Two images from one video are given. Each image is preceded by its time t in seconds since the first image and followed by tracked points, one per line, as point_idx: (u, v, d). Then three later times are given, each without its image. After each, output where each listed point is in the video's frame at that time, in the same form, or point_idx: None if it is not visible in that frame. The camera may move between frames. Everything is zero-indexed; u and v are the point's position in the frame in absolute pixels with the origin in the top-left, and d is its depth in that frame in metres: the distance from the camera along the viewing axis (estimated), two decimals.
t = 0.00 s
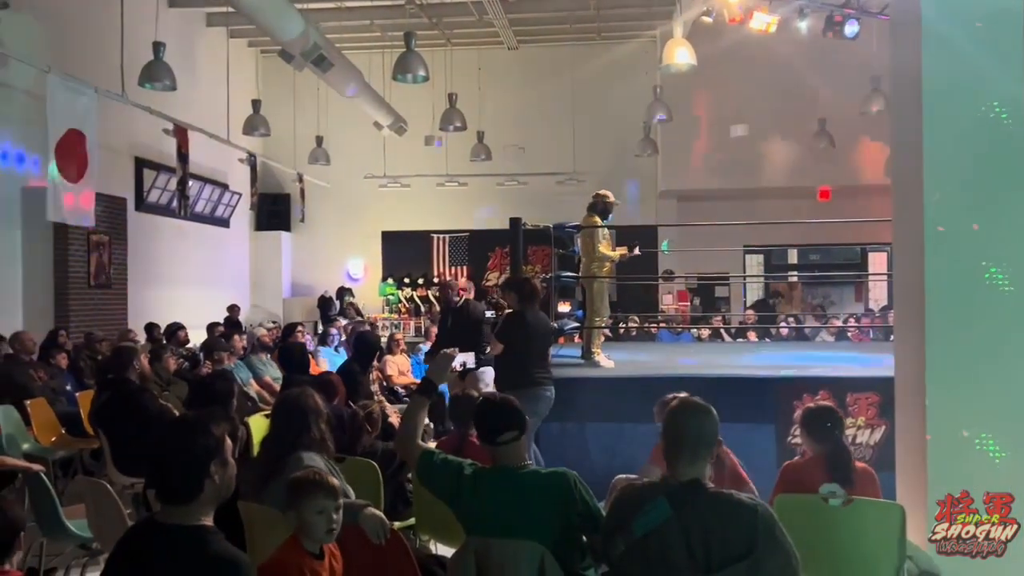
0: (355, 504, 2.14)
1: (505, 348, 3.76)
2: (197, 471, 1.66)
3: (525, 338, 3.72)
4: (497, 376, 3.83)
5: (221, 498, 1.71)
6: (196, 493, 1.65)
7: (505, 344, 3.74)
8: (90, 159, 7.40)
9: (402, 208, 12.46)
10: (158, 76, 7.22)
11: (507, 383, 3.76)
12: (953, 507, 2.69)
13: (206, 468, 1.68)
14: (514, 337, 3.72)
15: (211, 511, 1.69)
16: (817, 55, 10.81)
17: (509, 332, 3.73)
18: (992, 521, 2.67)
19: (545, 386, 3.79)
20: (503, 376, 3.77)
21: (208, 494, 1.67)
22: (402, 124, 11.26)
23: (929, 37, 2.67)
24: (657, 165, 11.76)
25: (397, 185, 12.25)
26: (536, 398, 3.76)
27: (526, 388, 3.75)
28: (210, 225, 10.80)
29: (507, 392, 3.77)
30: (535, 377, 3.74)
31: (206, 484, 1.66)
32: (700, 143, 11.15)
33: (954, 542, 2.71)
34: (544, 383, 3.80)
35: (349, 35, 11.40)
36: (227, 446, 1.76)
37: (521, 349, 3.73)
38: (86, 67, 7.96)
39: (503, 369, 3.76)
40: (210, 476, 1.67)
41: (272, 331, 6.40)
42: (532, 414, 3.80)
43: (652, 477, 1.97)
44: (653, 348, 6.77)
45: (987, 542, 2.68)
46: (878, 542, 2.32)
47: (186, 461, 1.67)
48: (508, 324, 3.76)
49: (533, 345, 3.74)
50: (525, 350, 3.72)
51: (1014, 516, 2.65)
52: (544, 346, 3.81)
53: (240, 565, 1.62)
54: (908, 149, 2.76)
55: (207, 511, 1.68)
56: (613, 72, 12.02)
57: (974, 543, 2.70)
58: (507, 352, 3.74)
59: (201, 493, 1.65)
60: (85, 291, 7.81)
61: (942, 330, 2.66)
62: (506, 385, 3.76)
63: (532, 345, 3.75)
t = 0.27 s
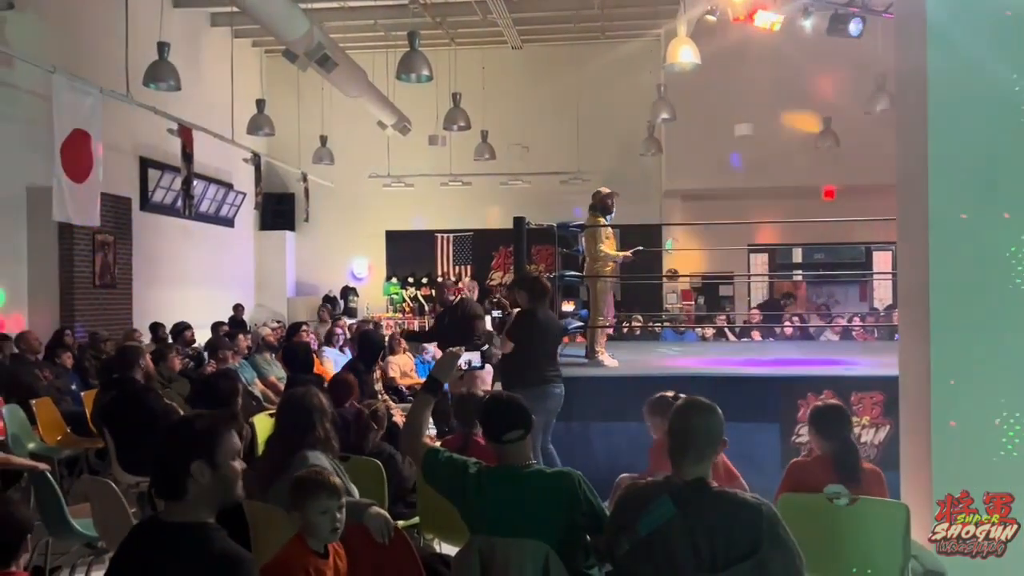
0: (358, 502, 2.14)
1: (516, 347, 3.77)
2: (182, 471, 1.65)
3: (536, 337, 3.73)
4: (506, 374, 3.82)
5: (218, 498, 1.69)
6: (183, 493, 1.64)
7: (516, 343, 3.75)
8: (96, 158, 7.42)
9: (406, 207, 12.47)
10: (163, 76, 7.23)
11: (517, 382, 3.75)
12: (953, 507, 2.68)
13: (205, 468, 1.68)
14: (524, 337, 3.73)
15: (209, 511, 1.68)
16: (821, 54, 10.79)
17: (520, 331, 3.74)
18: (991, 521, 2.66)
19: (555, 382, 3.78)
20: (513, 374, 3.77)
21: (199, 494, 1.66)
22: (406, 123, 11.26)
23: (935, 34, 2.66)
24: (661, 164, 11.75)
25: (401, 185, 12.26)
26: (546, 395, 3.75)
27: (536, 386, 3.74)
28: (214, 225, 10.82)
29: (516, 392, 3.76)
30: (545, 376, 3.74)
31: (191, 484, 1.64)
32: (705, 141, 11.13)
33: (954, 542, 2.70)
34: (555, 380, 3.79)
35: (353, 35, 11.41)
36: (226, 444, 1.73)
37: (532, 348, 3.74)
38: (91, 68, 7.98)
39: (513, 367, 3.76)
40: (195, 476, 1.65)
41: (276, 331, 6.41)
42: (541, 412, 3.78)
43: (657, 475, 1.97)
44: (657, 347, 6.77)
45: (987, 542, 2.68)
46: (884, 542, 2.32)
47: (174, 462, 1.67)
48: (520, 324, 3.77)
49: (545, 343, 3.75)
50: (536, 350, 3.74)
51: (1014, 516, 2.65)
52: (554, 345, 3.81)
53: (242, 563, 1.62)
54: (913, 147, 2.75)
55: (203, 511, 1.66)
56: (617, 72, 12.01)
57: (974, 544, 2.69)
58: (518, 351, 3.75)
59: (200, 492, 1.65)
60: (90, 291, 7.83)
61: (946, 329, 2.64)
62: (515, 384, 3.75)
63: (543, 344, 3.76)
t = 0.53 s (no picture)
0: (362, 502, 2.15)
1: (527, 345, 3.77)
2: (177, 470, 1.68)
3: (547, 336, 3.74)
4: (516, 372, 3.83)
5: (217, 498, 1.70)
6: (178, 492, 1.67)
7: (528, 342, 3.75)
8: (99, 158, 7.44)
9: (409, 207, 12.48)
10: (167, 76, 7.25)
11: (527, 381, 3.75)
12: (953, 507, 2.67)
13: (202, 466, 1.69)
14: (535, 336, 3.73)
15: (208, 510, 1.69)
16: (825, 52, 10.77)
17: (532, 329, 3.74)
18: (991, 522, 2.65)
19: (564, 380, 3.78)
20: (523, 373, 3.77)
21: (194, 493, 1.67)
22: (410, 123, 11.27)
23: (938, 33, 2.66)
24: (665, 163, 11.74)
25: (405, 184, 12.27)
26: (556, 393, 3.76)
27: (546, 384, 3.75)
28: (218, 224, 10.83)
29: (527, 390, 3.76)
30: (554, 374, 3.75)
31: (185, 483, 1.66)
32: (708, 140, 11.13)
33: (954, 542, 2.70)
34: (563, 377, 3.80)
35: (356, 34, 11.42)
36: (228, 443, 1.74)
37: (542, 347, 3.74)
38: (95, 68, 8.00)
39: (523, 366, 3.76)
40: (189, 475, 1.67)
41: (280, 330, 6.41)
42: (550, 410, 3.79)
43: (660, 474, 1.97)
44: (660, 346, 6.76)
45: (987, 542, 2.67)
46: (887, 543, 2.31)
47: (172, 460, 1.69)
48: (533, 322, 3.78)
49: (556, 342, 3.75)
50: (547, 349, 3.73)
51: (1014, 516, 2.64)
52: (563, 344, 3.81)
53: (244, 560, 1.63)
54: (916, 146, 2.75)
55: (201, 510, 1.67)
56: (620, 71, 12.01)
57: (974, 544, 2.68)
58: (529, 350, 3.75)
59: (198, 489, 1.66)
60: (95, 291, 7.85)
61: (950, 327, 2.64)
62: (524, 383, 3.76)
63: (554, 343, 3.76)
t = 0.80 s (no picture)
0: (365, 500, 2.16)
1: (535, 344, 3.77)
2: (181, 468, 1.69)
3: (556, 334, 3.74)
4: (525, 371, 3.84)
5: (220, 495, 1.72)
6: (182, 489, 1.68)
7: (536, 340, 3.76)
8: (102, 157, 7.46)
9: (412, 206, 12.49)
10: (170, 76, 7.26)
11: (535, 379, 3.76)
12: (953, 508, 2.67)
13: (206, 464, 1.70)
14: (545, 335, 3.74)
15: (211, 507, 1.70)
16: (828, 50, 10.76)
17: (541, 328, 3.75)
18: (991, 522, 2.65)
19: (572, 378, 3.79)
20: (531, 372, 3.78)
21: (198, 490, 1.69)
22: (413, 122, 11.28)
23: (939, 32, 2.66)
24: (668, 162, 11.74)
25: (408, 184, 12.28)
26: (564, 391, 3.77)
27: (553, 382, 3.75)
28: (221, 223, 10.85)
29: (536, 389, 3.77)
30: (562, 372, 3.75)
31: (189, 481, 1.68)
32: (711, 139, 11.12)
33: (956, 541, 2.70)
34: (571, 376, 3.81)
35: (359, 34, 11.43)
36: (232, 442, 1.75)
37: (551, 346, 3.74)
38: (99, 68, 8.02)
39: (531, 365, 3.77)
40: (192, 473, 1.68)
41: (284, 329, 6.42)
42: (557, 408, 3.79)
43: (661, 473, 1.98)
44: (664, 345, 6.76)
45: (987, 542, 2.67)
46: (888, 540, 2.32)
47: (177, 457, 1.71)
48: (541, 321, 3.78)
49: (566, 340, 3.76)
50: (555, 348, 3.74)
51: (1014, 515, 2.64)
52: (571, 342, 3.81)
53: (248, 557, 1.63)
54: (919, 144, 2.75)
55: (205, 508, 1.69)
56: (623, 71, 12.00)
57: (974, 544, 2.68)
58: (538, 349, 3.76)
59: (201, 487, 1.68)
60: (99, 290, 7.88)
61: (952, 326, 2.64)
62: (532, 381, 3.77)
63: (563, 342, 3.76)
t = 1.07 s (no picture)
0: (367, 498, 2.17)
1: (538, 343, 3.78)
2: (185, 466, 1.70)
3: (559, 333, 3.75)
4: (529, 370, 3.85)
5: (224, 494, 1.72)
6: (186, 488, 1.69)
7: (540, 339, 3.77)
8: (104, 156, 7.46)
9: (414, 205, 12.50)
10: (172, 75, 7.27)
11: (539, 378, 3.76)
12: (953, 508, 2.67)
13: (210, 463, 1.71)
14: (548, 334, 3.75)
15: (215, 506, 1.71)
16: (829, 49, 10.75)
17: (545, 327, 3.76)
18: (992, 522, 2.63)
19: (575, 377, 3.79)
20: (536, 371, 3.78)
21: (201, 489, 1.70)
22: (415, 121, 11.28)
23: (940, 31, 2.66)
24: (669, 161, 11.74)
25: (410, 183, 12.29)
26: (568, 390, 3.77)
27: (557, 381, 3.75)
28: (223, 223, 10.86)
29: (540, 388, 3.77)
30: (566, 370, 3.75)
31: (193, 480, 1.69)
32: (713, 137, 11.12)
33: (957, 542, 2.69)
34: (574, 375, 3.80)
35: (361, 33, 11.44)
36: (235, 440, 1.76)
37: (555, 344, 3.75)
38: (101, 68, 8.04)
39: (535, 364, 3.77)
40: (196, 472, 1.69)
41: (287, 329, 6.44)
42: (561, 407, 3.79)
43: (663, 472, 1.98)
44: (666, 344, 6.76)
45: (987, 542, 2.66)
46: (887, 539, 2.32)
47: (180, 456, 1.71)
48: (545, 320, 3.80)
49: (569, 339, 3.77)
50: (559, 346, 3.74)
51: (1015, 516, 2.61)
52: (575, 341, 3.82)
53: (251, 554, 1.64)
54: (921, 142, 2.75)
55: (208, 506, 1.70)
56: (625, 70, 12.00)
57: (974, 543, 2.67)
58: (542, 347, 3.77)
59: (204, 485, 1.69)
60: (102, 289, 7.90)
61: (954, 324, 2.64)
62: (536, 379, 3.77)
63: (567, 341, 3.77)
